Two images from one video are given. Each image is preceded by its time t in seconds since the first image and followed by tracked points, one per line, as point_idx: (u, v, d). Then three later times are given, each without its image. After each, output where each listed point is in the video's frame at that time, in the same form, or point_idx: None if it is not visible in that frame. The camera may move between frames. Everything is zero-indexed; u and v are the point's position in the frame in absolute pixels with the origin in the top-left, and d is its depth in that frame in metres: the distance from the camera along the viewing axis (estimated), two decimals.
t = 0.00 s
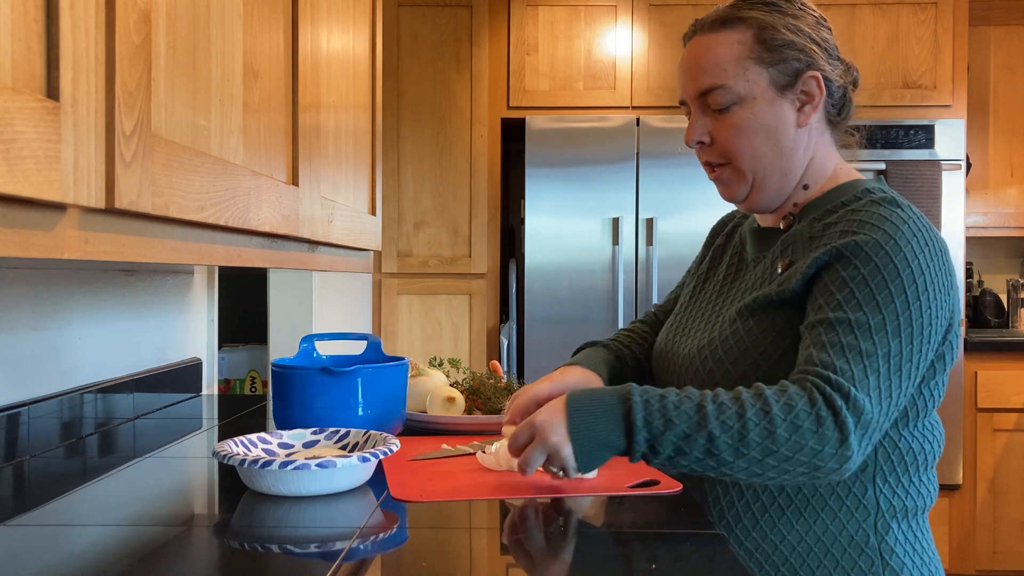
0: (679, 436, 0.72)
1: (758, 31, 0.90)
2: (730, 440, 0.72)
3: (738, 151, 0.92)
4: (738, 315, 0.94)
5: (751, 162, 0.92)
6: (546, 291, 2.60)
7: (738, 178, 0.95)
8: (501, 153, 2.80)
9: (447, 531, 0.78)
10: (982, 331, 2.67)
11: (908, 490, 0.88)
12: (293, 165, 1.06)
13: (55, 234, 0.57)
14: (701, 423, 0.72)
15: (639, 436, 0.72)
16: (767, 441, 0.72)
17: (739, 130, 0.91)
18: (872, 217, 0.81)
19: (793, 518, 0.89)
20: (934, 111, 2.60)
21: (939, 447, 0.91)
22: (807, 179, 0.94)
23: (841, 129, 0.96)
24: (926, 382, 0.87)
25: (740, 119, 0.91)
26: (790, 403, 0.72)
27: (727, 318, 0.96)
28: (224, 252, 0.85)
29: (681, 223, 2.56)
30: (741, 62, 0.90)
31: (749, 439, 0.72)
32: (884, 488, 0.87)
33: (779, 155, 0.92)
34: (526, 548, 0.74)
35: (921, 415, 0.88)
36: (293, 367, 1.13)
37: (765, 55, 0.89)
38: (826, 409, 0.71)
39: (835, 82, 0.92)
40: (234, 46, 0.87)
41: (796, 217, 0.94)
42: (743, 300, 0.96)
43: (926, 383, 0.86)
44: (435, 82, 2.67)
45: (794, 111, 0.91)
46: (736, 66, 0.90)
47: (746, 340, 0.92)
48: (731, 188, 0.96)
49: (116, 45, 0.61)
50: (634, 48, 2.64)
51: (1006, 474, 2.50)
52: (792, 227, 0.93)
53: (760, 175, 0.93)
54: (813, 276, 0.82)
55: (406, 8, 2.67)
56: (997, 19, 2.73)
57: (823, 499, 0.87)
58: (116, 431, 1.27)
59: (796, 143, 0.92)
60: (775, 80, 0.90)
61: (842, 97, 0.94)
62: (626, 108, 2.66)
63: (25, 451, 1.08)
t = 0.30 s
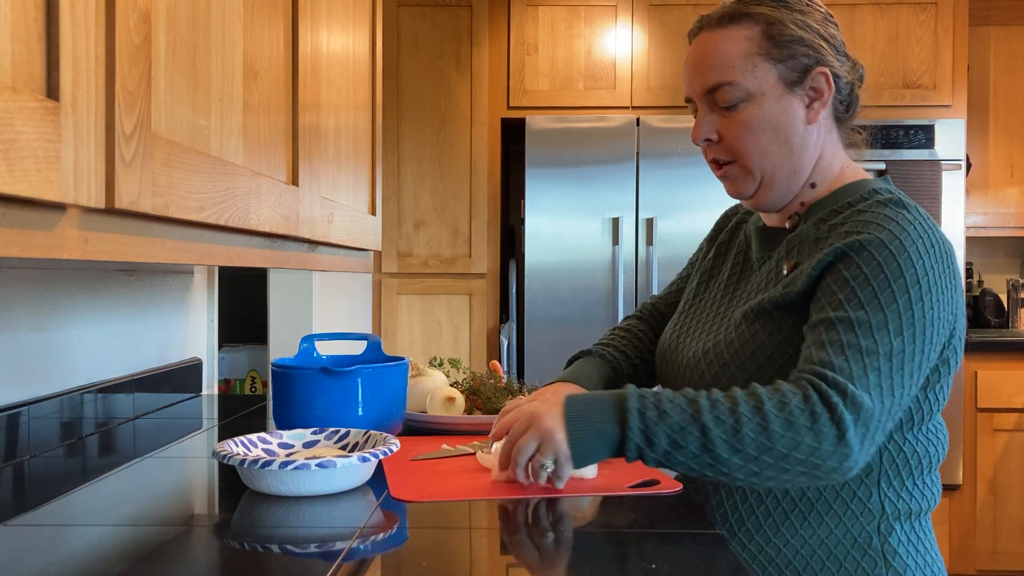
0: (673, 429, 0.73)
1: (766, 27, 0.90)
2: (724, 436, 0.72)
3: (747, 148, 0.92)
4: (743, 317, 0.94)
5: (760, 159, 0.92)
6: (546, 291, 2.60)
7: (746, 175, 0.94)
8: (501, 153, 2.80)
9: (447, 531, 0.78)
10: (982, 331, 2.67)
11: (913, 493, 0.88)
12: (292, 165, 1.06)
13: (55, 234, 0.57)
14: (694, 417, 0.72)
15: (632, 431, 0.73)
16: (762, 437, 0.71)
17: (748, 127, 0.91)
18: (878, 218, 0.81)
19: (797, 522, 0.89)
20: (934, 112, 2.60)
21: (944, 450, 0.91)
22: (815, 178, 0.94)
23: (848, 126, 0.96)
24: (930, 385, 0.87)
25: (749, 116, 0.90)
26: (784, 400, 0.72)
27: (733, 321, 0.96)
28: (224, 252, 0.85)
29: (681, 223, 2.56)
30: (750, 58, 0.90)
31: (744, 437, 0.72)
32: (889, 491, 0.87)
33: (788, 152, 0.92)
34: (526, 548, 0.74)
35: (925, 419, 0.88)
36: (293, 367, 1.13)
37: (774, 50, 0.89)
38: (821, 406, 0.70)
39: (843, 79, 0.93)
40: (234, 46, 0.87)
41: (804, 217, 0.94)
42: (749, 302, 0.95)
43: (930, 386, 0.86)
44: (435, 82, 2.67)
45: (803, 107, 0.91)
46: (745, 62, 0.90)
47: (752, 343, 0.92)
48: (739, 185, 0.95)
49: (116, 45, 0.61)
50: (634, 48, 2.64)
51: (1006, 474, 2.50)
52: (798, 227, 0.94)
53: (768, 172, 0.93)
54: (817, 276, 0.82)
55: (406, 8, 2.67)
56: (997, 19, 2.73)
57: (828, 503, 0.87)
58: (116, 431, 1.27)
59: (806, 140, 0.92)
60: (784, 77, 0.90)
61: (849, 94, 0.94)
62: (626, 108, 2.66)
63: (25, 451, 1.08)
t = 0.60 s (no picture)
0: (755, 464, 0.80)
1: (769, 25, 0.90)
2: (802, 476, 0.79)
3: (747, 146, 0.92)
4: (750, 318, 0.93)
5: (759, 157, 0.92)
6: (546, 291, 2.60)
7: (745, 174, 0.94)
8: (501, 154, 2.80)
9: (447, 530, 0.78)
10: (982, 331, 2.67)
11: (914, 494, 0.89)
12: (293, 165, 1.06)
13: (55, 234, 0.57)
14: (775, 454, 0.80)
15: (715, 458, 0.81)
16: (839, 480, 0.78)
17: (747, 125, 0.91)
18: (890, 225, 0.83)
19: (798, 524, 0.88)
20: (934, 112, 2.60)
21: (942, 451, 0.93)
22: (815, 178, 0.94)
23: (851, 126, 0.96)
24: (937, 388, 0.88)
25: (749, 114, 0.91)
26: (859, 445, 0.77)
27: (738, 321, 0.95)
28: (224, 252, 0.85)
29: (681, 223, 2.56)
30: (751, 56, 0.90)
31: (821, 478, 0.79)
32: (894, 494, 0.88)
33: (787, 151, 0.92)
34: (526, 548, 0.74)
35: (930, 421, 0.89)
36: (293, 367, 1.13)
37: (776, 49, 0.90)
38: (895, 453, 0.76)
39: (846, 79, 0.93)
40: (234, 46, 0.87)
41: (806, 218, 0.94)
42: (755, 302, 0.95)
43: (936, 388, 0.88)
44: (435, 82, 2.67)
45: (805, 107, 0.91)
46: (746, 60, 0.90)
47: (762, 345, 0.91)
48: (737, 183, 0.95)
49: (117, 45, 0.61)
50: (634, 48, 2.64)
51: (1006, 474, 2.50)
52: (803, 228, 0.93)
53: (768, 171, 0.93)
54: (836, 291, 0.83)
55: (406, 8, 2.66)
56: (997, 19, 2.73)
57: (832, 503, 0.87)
58: (116, 431, 1.27)
59: (807, 139, 0.92)
60: (786, 75, 0.90)
61: (852, 95, 0.94)
62: (626, 108, 2.66)
63: (25, 451, 1.08)
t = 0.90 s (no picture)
0: (732, 460, 0.82)
1: (775, 23, 0.90)
2: (779, 471, 0.81)
3: (750, 144, 0.92)
4: (750, 318, 0.93)
5: (762, 156, 0.92)
6: (546, 291, 2.60)
7: (748, 172, 0.94)
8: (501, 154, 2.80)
9: (447, 530, 0.78)
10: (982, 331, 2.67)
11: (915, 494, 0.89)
12: (293, 165, 1.06)
13: (55, 234, 0.57)
14: (751, 451, 0.81)
15: (693, 454, 0.83)
16: (816, 475, 0.79)
17: (751, 123, 0.91)
18: (889, 223, 0.83)
19: (801, 525, 0.88)
20: (934, 111, 2.60)
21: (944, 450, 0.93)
22: (816, 179, 0.94)
23: (852, 127, 0.96)
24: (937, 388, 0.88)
25: (753, 111, 0.91)
26: (837, 440, 0.78)
27: (739, 322, 0.95)
28: (224, 252, 0.85)
29: (681, 223, 2.56)
30: (758, 54, 0.90)
31: (798, 473, 0.80)
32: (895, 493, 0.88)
33: (790, 150, 0.92)
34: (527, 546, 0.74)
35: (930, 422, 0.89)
36: (293, 367, 1.13)
37: (782, 47, 0.90)
38: (872, 448, 0.77)
39: (849, 79, 0.93)
40: (234, 46, 0.87)
41: (806, 217, 0.94)
42: (755, 303, 0.95)
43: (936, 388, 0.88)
44: (436, 82, 2.67)
45: (809, 106, 0.91)
46: (753, 57, 0.90)
47: (763, 346, 0.91)
48: (740, 181, 0.95)
49: (116, 45, 0.61)
50: (634, 48, 2.64)
51: (1007, 474, 2.49)
52: (803, 228, 0.93)
53: (770, 169, 0.93)
54: (836, 288, 0.83)
55: (406, 8, 2.66)
56: (997, 19, 2.73)
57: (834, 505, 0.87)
58: (117, 431, 1.27)
59: (810, 139, 0.92)
60: (791, 74, 0.90)
61: (854, 95, 0.95)
62: (626, 108, 2.66)
63: (25, 450, 1.08)
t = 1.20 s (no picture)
0: (693, 450, 0.78)
1: (774, 21, 0.90)
2: (743, 456, 0.77)
3: (748, 143, 0.92)
4: (747, 322, 0.93)
5: (760, 155, 0.92)
6: (546, 291, 2.60)
7: (746, 171, 0.94)
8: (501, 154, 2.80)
9: (447, 530, 0.78)
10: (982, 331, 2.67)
11: (913, 494, 0.89)
12: (292, 165, 1.05)
13: (55, 234, 0.57)
14: (712, 439, 0.78)
15: (649, 453, 0.80)
16: (781, 456, 0.75)
17: (749, 122, 0.91)
18: (885, 221, 0.82)
19: (802, 527, 0.88)
20: (934, 111, 2.60)
21: (940, 447, 0.93)
22: (813, 179, 0.94)
23: (848, 127, 0.97)
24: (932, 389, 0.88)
25: (751, 110, 0.91)
26: (802, 418, 0.75)
27: (737, 325, 0.95)
28: (224, 252, 0.85)
29: (681, 222, 2.56)
30: (756, 52, 0.90)
31: (762, 456, 0.76)
32: (894, 493, 0.88)
33: (788, 150, 0.92)
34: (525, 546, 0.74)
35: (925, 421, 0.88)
36: (293, 367, 1.13)
37: (781, 46, 0.90)
38: (839, 423, 0.74)
39: (846, 80, 0.93)
40: (234, 46, 0.87)
41: (802, 218, 0.94)
42: (754, 306, 0.94)
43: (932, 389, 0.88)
44: (435, 82, 2.67)
45: (807, 106, 0.91)
46: (751, 56, 0.90)
47: (762, 350, 0.91)
48: (737, 180, 0.95)
49: (117, 45, 0.61)
50: (634, 48, 2.64)
51: (1007, 474, 2.49)
52: (800, 229, 0.94)
53: (768, 168, 0.93)
54: (828, 285, 0.82)
55: (406, 8, 2.66)
56: (997, 19, 2.72)
57: (834, 506, 0.87)
58: (117, 431, 1.27)
59: (807, 138, 0.92)
60: (789, 73, 0.90)
61: (851, 95, 0.95)
62: (626, 108, 2.66)
63: (25, 451, 1.08)
